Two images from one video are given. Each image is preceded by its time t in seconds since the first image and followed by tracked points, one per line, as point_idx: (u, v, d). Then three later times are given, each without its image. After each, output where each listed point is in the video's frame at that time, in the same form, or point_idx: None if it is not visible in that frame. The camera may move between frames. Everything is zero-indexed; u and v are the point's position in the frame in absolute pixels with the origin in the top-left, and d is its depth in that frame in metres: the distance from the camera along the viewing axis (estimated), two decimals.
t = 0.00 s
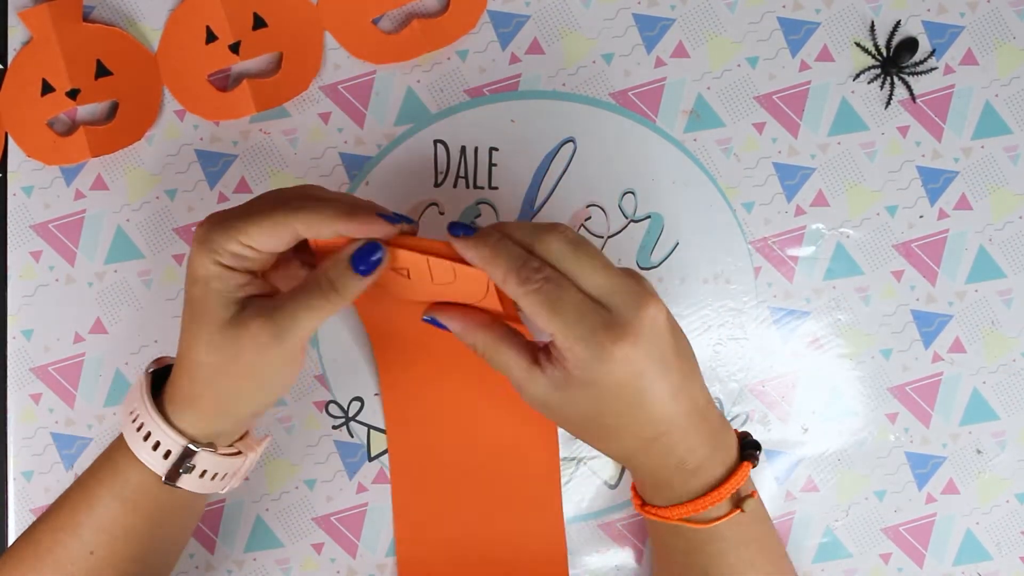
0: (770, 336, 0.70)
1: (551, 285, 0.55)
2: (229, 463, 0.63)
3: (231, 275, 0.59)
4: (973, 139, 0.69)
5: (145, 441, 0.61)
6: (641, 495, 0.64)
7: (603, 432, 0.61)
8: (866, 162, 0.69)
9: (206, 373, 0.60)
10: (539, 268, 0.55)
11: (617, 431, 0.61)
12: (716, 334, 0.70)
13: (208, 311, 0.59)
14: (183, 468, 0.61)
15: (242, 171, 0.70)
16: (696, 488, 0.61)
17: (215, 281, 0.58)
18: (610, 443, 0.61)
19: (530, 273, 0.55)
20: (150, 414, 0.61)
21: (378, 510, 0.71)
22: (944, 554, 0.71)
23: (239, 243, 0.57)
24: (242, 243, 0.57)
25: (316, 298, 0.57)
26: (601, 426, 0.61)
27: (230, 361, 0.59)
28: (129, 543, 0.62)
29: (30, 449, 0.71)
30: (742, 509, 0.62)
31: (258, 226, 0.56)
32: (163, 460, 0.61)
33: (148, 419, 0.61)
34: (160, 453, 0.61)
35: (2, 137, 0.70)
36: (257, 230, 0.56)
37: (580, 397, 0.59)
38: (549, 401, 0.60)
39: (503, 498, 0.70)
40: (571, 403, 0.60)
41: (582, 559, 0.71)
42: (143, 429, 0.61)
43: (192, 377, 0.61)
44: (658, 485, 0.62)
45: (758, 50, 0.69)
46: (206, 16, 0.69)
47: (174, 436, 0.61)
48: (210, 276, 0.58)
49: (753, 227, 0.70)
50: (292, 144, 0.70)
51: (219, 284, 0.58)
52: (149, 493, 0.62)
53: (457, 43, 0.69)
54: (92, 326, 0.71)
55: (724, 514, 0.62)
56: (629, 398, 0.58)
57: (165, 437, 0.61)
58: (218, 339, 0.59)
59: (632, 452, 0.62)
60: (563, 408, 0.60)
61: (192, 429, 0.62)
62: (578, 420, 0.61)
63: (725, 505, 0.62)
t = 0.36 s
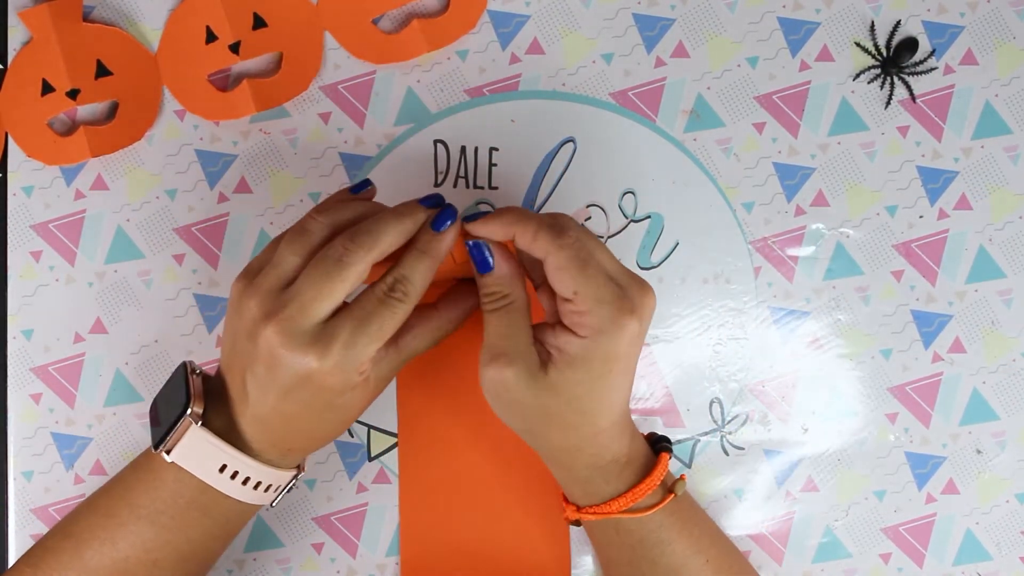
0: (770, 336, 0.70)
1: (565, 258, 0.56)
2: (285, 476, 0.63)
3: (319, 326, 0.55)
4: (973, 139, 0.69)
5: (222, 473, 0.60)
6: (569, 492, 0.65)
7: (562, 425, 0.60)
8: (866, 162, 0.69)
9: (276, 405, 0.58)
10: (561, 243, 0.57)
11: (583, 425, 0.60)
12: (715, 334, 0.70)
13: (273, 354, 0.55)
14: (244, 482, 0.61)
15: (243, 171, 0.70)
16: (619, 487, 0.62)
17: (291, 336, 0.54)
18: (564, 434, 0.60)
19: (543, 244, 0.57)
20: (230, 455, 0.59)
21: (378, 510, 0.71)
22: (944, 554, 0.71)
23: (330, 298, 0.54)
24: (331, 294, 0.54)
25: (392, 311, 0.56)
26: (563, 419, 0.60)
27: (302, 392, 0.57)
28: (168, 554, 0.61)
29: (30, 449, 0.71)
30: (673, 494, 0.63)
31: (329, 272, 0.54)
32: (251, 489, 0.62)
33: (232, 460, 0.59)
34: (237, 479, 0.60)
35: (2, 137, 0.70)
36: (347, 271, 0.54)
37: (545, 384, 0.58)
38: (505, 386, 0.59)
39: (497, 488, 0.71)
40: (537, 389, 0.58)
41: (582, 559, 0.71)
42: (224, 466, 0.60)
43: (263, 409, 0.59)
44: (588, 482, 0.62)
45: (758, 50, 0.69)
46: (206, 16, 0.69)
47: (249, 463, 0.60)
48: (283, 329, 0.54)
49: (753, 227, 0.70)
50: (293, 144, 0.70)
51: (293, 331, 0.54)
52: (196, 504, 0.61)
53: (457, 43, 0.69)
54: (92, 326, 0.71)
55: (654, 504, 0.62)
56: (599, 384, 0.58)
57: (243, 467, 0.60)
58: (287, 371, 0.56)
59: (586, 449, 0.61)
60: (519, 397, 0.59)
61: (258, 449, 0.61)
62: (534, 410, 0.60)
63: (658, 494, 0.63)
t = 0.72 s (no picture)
0: (770, 336, 0.70)
1: (592, 226, 0.57)
2: (214, 427, 0.64)
3: (255, 254, 0.58)
4: (973, 139, 0.69)
5: (124, 412, 0.61)
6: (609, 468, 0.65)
7: (614, 396, 0.61)
8: (866, 162, 0.69)
9: (205, 339, 0.60)
10: (579, 212, 0.57)
11: (633, 391, 0.60)
12: (716, 334, 0.70)
13: (213, 287, 0.58)
14: (178, 440, 0.62)
15: (242, 171, 0.70)
16: (669, 458, 0.62)
17: (234, 257, 0.57)
18: (619, 406, 0.61)
19: (566, 221, 0.58)
20: (123, 381, 0.61)
21: (379, 510, 0.71)
22: (944, 554, 0.71)
23: (270, 227, 0.57)
24: (273, 224, 0.57)
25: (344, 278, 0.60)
26: (618, 388, 0.60)
27: (238, 321, 0.59)
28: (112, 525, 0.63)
29: (30, 449, 0.71)
30: (715, 472, 0.63)
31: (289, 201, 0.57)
32: (151, 432, 0.62)
33: (120, 385, 0.61)
34: (150, 428, 0.61)
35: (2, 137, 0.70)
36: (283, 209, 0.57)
37: (602, 354, 0.59)
38: (563, 362, 0.59)
39: (497, 491, 0.70)
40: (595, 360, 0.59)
41: (580, 560, 0.72)
42: (125, 404, 0.61)
43: (190, 346, 0.60)
44: (639, 455, 0.63)
45: (758, 50, 0.69)
46: (206, 16, 0.69)
47: (166, 411, 0.61)
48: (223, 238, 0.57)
49: (753, 227, 0.70)
50: (292, 144, 0.70)
51: (234, 263, 0.58)
52: (133, 466, 0.63)
53: (457, 43, 0.69)
54: (92, 326, 0.71)
55: (699, 481, 0.63)
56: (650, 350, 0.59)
57: (145, 408, 0.61)
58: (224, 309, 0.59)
59: (637, 418, 0.61)
60: (578, 371, 0.59)
61: (167, 391, 0.62)
62: (590, 383, 0.60)
63: (700, 471, 0.64)
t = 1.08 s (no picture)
0: (770, 336, 0.70)
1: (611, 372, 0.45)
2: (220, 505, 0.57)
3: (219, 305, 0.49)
4: (973, 139, 0.69)
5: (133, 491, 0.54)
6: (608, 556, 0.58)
7: (624, 513, 0.50)
8: (866, 162, 0.69)
9: (195, 435, 0.51)
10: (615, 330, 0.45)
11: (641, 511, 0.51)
12: (716, 334, 0.70)
13: (194, 356, 0.49)
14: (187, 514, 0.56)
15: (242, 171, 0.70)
16: (676, 552, 0.57)
17: (194, 314, 0.49)
18: (636, 524, 0.52)
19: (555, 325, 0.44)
20: (127, 449, 0.54)
21: (379, 510, 0.71)
22: (944, 554, 0.71)
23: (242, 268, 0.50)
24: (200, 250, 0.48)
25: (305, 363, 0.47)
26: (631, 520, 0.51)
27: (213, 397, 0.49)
28: None
29: (30, 449, 0.71)
30: (713, 564, 0.60)
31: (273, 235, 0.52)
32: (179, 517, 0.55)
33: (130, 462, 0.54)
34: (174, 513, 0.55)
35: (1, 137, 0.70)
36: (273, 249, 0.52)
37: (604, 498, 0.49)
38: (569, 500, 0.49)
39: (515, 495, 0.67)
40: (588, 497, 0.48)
41: (582, 559, 0.72)
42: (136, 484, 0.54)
43: (181, 433, 0.51)
44: (650, 560, 0.56)
45: (758, 50, 0.69)
46: (206, 16, 0.69)
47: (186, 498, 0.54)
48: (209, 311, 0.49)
49: (753, 227, 0.70)
50: (292, 144, 0.70)
51: (196, 322, 0.49)
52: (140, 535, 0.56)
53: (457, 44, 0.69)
54: (92, 326, 0.71)
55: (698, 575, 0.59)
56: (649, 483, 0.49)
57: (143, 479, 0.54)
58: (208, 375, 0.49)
59: (638, 532, 0.53)
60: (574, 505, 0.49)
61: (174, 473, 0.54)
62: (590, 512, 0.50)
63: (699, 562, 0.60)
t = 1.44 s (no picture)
0: (770, 336, 0.70)
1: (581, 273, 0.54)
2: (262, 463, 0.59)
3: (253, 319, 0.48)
4: (973, 139, 0.69)
5: (166, 460, 0.55)
6: (642, 546, 0.61)
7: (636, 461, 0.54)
8: (865, 162, 0.69)
9: (219, 415, 0.53)
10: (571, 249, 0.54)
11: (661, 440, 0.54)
12: (716, 334, 0.70)
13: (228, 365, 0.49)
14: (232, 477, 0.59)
15: (242, 171, 0.70)
16: (708, 532, 0.58)
17: (237, 326, 0.48)
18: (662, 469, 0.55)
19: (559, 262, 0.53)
20: (164, 435, 0.54)
21: (379, 510, 0.71)
22: (944, 554, 0.71)
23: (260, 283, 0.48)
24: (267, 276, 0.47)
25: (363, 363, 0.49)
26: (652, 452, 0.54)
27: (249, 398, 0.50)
28: (129, 546, 0.58)
29: (30, 448, 0.71)
30: (747, 538, 0.61)
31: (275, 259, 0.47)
32: (206, 475, 0.57)
33: (155, 432, 0.55)
34: (197, 471, 0.56)
35: None
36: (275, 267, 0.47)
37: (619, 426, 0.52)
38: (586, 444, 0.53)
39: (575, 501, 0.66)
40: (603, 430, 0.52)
41: (583, 559, 0.72)
42: (169, 454, 0.55)
43: (208, 413, 0.53)
44: (688, 532, 0.58)
45: (758, 50, 0.69)
46: (202, 27, 0.68)
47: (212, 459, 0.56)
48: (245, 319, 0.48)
49: (753, 227, 0.70)
50: (292, 144, 0.70)
51: (240, 329, 0.48)
52: (171, 497, 0.58)
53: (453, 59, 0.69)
54: (92, 326, 0.71)
55: (736, 551, 0.60)
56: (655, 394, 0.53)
57: (197, 457, 0.56)
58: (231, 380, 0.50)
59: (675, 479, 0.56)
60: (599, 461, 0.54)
61: (206, 440, 0.56)
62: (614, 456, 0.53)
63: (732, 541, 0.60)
